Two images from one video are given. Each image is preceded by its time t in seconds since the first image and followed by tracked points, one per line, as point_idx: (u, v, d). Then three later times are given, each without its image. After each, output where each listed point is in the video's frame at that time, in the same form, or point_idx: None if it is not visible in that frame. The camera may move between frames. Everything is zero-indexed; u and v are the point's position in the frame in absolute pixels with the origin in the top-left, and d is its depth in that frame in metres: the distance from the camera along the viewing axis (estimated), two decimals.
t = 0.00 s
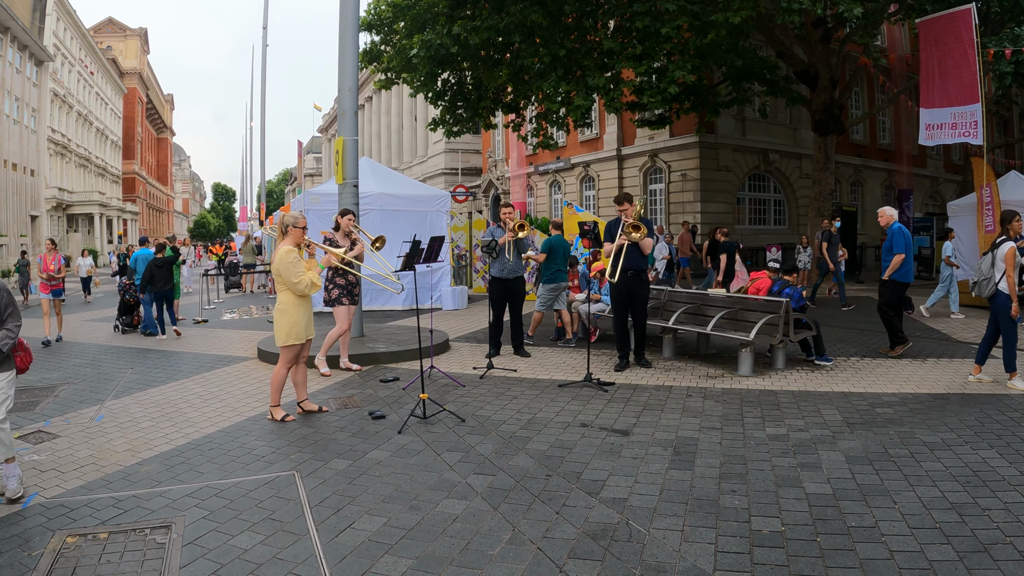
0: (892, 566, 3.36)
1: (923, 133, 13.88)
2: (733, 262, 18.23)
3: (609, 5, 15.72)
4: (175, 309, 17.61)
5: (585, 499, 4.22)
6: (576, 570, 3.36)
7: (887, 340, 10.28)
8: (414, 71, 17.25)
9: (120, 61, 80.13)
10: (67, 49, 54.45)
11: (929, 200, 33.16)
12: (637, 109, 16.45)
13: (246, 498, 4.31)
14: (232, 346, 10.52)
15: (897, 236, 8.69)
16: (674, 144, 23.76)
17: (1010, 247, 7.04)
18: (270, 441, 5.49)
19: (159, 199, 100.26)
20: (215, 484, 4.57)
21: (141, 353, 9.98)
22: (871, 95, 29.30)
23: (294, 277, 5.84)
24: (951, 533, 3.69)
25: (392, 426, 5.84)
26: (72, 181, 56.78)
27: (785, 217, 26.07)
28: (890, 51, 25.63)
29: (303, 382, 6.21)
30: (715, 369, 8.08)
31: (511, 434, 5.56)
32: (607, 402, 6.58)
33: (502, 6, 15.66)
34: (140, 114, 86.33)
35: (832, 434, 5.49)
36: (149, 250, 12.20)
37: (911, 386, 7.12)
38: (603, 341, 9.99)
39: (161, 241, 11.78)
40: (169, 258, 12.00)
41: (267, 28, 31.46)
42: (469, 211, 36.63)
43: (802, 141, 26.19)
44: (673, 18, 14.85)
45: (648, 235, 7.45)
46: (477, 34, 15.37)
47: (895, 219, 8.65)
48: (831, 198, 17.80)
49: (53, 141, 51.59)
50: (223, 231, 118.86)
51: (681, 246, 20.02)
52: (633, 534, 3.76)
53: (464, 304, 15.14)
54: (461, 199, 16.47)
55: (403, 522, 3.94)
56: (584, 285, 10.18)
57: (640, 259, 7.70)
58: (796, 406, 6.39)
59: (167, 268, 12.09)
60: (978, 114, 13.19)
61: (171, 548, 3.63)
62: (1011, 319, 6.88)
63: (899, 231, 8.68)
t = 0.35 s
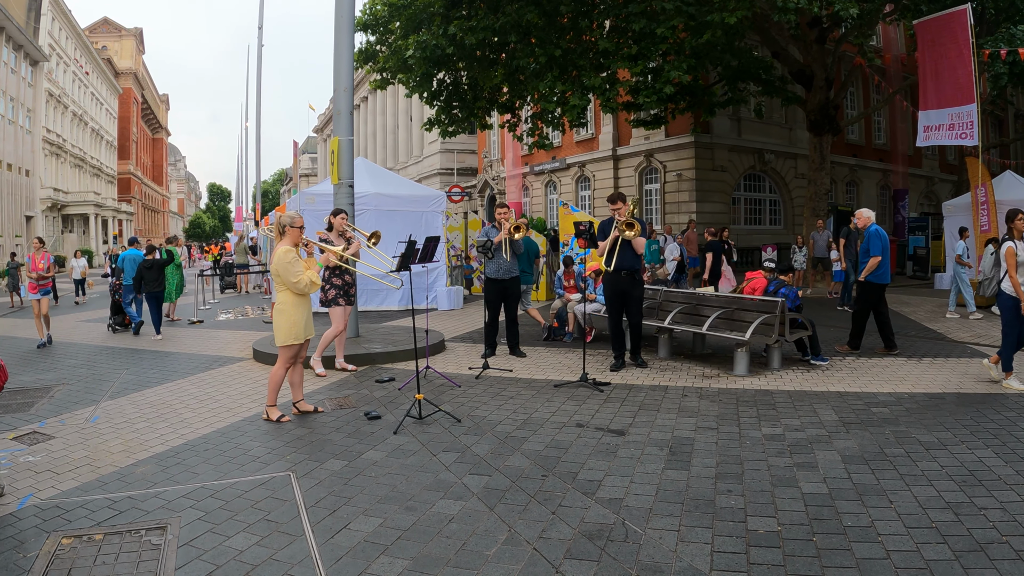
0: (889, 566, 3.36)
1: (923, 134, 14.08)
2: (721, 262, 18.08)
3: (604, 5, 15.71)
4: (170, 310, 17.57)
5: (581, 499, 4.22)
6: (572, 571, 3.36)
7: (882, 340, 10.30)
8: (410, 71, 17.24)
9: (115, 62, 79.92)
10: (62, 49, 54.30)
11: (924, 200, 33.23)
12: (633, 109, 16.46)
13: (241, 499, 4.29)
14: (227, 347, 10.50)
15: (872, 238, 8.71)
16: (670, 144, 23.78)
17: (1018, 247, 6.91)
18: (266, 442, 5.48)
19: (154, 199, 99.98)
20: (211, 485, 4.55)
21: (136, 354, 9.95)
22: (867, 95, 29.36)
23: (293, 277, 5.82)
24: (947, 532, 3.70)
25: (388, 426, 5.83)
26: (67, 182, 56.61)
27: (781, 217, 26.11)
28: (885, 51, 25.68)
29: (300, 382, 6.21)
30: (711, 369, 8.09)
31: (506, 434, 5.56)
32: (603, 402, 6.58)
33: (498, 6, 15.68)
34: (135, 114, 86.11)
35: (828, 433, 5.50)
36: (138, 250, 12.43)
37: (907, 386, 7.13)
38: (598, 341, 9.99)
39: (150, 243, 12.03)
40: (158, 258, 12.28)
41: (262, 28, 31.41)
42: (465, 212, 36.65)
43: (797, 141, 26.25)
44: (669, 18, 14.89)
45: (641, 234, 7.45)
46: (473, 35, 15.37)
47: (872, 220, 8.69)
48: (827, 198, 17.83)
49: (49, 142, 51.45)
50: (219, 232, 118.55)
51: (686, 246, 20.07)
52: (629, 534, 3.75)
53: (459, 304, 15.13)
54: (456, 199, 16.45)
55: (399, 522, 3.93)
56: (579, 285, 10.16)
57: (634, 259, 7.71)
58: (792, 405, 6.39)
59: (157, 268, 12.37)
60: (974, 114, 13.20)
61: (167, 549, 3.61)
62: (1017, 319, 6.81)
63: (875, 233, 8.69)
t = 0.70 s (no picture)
0: (887, 566, 3.36)
1: (921, 135, 14.14)
2: (705, 262, 17.92)
3: (600, 5, 15.70)
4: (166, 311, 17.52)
5: (578, 500, 4.21)
6: (570, 571, 3.35)
7: (878, 340, 10.32)
8: (406, 71, 17.23)
9: (111, 61, 79.66)
10: (58, 48, 54.09)
11: (920, 199, 33.32)
12: (629, 109, 16.47)
13: (238, 500, 4.28)
14: (223, 347, 10.47)
15: (849, 237, 8.84)
16: (666, 144, 23.80)
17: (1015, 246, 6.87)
18: (262, 442, 5.47)
19: (149, 199, 99.65)
20: (208, 486, 4.53)
21: (132, 354, 9.92)
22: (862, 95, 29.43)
23: (291, 277, 5.80)
24: (945, 532, 3.70)
25: (385, 426, 5.82)
26: (63, 181, 56.42)
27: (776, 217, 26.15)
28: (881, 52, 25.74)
29: (296, 383, 6.19)
30: (708, 369, 8.10)
31: (503, 434, 5.55)
32: (599, 402, 6.58)
33: (494, 6, 15.68)
34: (131, 114, 85.85)
35: (825, 433, 5.50)
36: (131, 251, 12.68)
37: (903, 386, 7.14)
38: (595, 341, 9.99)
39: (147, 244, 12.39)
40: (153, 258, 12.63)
41: (258, 28, 31.33)
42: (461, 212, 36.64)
43: (793, 141, 26.30)
44: (665, 18, 14.90)
45: (636, 234, 7.44)
46: (469, 35, 15.35)
47: (849, 218, 8.82)
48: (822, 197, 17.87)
49: (44, 141, 51.24)
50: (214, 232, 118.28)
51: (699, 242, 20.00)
52: (626, 534, 3.75)
53: (455, 304, 15.12)
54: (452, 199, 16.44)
55: (396, 523, 3.92)
56: (575, 285, 10.15)
57: (628, 258, 7.71)
58: (789, 405, 6.40)
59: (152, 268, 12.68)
60: (970, 114, 13.25)
61: (164, 550, 3.60)
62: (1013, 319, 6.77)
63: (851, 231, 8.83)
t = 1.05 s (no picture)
0: (884, 566, 3.36)
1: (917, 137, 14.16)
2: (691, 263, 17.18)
3: (595, 6, 15.72)
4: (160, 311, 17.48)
5: (575, 501, 4.21)
6: (568, 572, 3.35)
7: (872, 340, 10.34)
8: (401, 72, 17.22)
9: (105, 62, 79.38)
10: (52, 48, 53.85)
11: (914, 201, 33.45)
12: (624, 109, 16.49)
13: (234, 502, 4.26)
14: (218, 348, 10.43)
15: (827, 238, 8.86)
16: (660, 145, 23.84)
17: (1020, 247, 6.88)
18: (258, 443, 5.45)
19: (143, 199, 99.33)
20: (204, 488, 4.51)
21: (127, 355, 9.89)
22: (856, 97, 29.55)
23: (289, 275, 5.79)
24: (941, 532, 3.71)
25: (381, 427, 5.81)
26: (56, 182, 56.16)
27: (770, 218, 26.22)
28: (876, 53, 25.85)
29: (292, 384, 6.18)
30: (703, 370, 8.11)
31: (500, 435, 5.55)
32: (595, 403, 6.58)
33: (489, 7, 15.69)
34: (124, 114, 85.55)
35: (821, 434, 5.52)
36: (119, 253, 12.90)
37: (899, 386, 7.17)
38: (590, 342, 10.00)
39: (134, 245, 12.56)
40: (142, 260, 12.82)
41: (252, 28, 31.26)
42: (455, 213, 36.67)
43: (787, 142, 26.37)
44: (660, 19, 14.91)
45: (632, 235, 7.44)
46: (464, 35, 15.35)
47: (826, 221, 8.84)
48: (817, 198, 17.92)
49: (38, 142, 51.00)
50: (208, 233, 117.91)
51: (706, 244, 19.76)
52: (624, 535, 3.75)
53: (450, 305, 15.13)
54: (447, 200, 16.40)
55: (393, 525, 3.91)
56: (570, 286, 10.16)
57: (624, 260, 7.72)
58: (784, 406, 6.42)
59: (141, 269, 12.87)
60: (963, 116, 13.40)
61: (159, 552, 3.58)
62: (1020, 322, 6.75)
63: (828, 234, 8.88)
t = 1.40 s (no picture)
0: (879, 567, 3.38)
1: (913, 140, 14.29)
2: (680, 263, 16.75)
3: (589, 8, 15.75)
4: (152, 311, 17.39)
5: (570, 502, 4.21)
6: (563, 574, 3.35)
7: (864, 342, 10.40)
8: (395, 72, 17.19)
9: (97, 61, 79.00)
10: (45, 47, 53.57)
11: (905, 202, 33.65)
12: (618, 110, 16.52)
13: (228, 504, 4.24)
14: (211, 348, 10.38)
15: (804, 237, 8.82)
16: (653, 146, 23.90)
17: None
18: (252, 445, 5.42)
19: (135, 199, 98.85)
20: (197, 489, 4.49)
21: (120, 355, 9.83)
22: (849, 99, 29.71)
23: (282, 276, 5.76)
24: (935, 533, 3.73)
25: (375, 429, 5.80)
26: (48, 181, 55.80)
27: (763, 219, 26.32)
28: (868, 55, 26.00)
29: (285, 385, 6.16)
30: (697, 371, 8.14)
31: (494, 437, 5.54)
32: (589, 404, 6.58)
33: (483, 7, 15.71)
34: (117, 113, 85.18)
35: (814, 435, 5.55)
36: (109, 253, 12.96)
37: (891, 387, 7.20)
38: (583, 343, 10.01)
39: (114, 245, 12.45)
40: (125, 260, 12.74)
41: (246, 28, 31.16)
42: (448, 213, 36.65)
43: (780, 144, 26.48)
44: (654, 20, 14.93)
45: (625, 236, 7.46)
46: (458, 36, 15.36)
47: (805, 221, 8.84)
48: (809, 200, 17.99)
49: (30, 141, 50.68)
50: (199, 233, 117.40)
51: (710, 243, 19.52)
52: (619, 537, 3.75)
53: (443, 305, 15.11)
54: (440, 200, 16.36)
55: (387, 526, 3.90)
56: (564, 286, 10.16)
57: (619, 261, 7.74)
58: (778, 407, 6.44)
59: (125, 269, 12.77)
60: (956, 118, 13.41)
61: (153, 555, 3.56)
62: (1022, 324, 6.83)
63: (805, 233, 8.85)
